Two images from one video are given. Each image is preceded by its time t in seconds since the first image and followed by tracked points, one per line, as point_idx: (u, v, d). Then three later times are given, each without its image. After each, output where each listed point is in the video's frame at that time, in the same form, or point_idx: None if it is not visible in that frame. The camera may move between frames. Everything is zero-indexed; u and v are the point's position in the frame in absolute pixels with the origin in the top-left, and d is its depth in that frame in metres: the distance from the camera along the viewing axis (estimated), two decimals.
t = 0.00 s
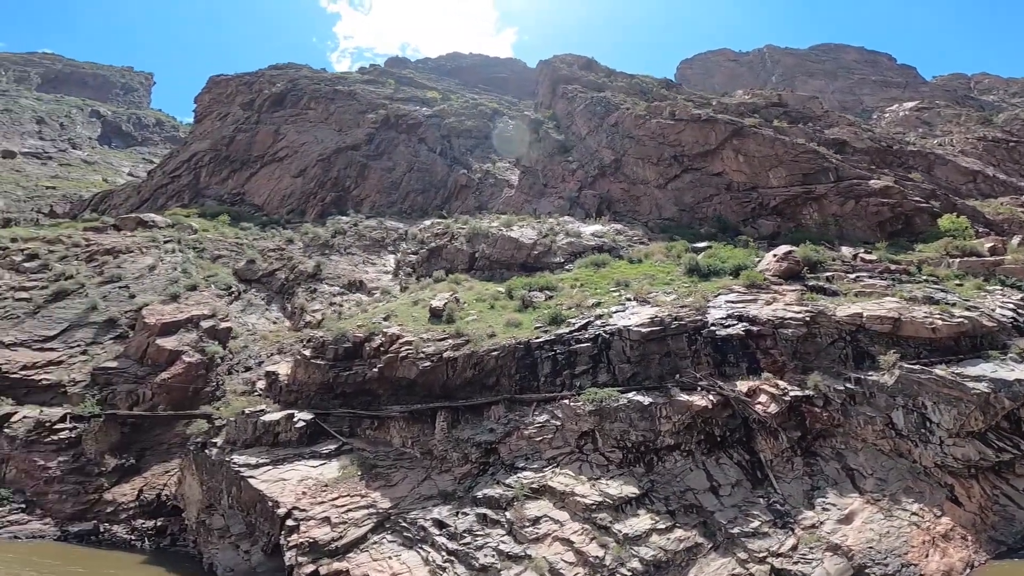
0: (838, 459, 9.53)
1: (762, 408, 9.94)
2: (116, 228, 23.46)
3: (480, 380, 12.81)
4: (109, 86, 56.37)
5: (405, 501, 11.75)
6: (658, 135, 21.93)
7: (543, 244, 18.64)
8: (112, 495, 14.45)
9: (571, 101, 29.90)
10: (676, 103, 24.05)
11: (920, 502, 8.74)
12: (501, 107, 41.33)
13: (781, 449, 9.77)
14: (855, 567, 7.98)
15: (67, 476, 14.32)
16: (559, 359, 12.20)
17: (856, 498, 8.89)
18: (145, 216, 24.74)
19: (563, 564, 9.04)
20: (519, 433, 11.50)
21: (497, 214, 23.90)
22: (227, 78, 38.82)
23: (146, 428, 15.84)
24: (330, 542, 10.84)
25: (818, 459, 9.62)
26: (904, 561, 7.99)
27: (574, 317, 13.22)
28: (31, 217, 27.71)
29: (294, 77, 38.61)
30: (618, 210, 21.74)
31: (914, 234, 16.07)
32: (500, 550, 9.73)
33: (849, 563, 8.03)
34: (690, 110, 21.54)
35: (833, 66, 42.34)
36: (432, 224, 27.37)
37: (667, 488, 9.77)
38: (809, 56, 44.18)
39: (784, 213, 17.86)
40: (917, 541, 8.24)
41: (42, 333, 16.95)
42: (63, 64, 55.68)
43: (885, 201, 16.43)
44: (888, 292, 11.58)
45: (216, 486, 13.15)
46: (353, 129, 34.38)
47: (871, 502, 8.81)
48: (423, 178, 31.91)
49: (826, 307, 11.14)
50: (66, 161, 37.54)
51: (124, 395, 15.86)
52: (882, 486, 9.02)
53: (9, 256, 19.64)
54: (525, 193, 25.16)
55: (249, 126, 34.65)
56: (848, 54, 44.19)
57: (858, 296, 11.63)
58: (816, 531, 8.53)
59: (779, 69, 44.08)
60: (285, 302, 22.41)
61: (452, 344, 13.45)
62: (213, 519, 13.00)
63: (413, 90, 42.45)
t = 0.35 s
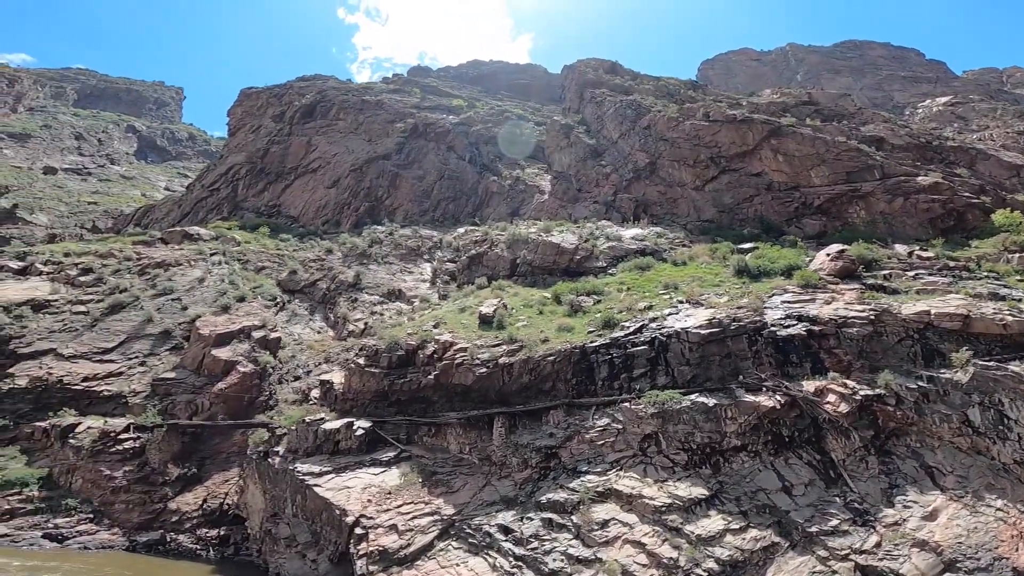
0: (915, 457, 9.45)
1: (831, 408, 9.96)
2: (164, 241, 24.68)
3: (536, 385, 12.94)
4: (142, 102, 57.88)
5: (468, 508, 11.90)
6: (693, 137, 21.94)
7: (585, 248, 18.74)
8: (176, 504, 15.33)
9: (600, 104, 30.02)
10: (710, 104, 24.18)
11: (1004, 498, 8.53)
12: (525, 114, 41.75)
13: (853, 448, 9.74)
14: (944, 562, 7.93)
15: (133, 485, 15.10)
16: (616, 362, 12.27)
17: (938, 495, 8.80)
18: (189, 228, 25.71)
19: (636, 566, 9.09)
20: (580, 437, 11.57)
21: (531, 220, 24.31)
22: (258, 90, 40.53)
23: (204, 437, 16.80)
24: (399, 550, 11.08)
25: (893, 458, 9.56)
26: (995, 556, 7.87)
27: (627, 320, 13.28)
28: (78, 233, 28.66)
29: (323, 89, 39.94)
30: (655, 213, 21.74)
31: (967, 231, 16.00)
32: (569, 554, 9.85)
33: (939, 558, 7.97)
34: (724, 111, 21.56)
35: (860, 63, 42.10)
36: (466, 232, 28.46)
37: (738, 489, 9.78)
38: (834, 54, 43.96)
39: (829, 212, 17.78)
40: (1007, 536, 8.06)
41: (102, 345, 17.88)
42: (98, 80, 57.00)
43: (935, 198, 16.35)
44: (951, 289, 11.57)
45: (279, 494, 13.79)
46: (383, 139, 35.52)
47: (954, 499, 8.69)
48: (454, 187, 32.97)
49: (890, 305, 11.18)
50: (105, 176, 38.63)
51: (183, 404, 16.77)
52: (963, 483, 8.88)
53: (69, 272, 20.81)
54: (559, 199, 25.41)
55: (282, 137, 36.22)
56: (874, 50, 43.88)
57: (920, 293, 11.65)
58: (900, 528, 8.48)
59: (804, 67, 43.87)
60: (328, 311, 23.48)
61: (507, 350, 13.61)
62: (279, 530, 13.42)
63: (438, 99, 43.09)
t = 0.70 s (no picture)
0: (987, 453, 9.48)
1: (899, 404, 9.92)
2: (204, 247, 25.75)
3: (589, 384, 12.99)
4: (171, 108, 58.90)
5: (525, 508, 11.95)
6: (728, 135, 21.89)
7: (624, 248, 18.84)
8: (230, 507, 15.84)
9: (629, 104, 30.04)
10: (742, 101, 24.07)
11: None
12: (550, 116, 42.07)
13: (924, 445, 9.71)
14: None
15: (189, 489, 15.72)
16: (671, 361, 12.27)
17: (1015, 491, 8.85)
18: (228, 233, 26.72)
19: (706, 563, 9.08)
20: (637, 436, 11.57)
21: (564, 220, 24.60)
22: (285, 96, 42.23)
23: (254, 440, 17.38)
24: (461, 551, 11.20)
25: (965, 454, 9.56)
26: None
27: (678, 319, 13.28)
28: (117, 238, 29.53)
29: (349, 92, 40.95)
30: (692, 212, 21.70)
31: (1018, 226, 15.87)
32: (634, 553, 9.84)
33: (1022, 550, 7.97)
34: (760, 109, 21.55)
35: (888, 59, 41.81)
36: (497, 233, 28.91)
37: (806, 486, 9.75)
38: (861, 49, 43.59)
39: (874, 208, 17.73)
40: None
41: (152, 349, 18.73)
42: (129, 87, 58.24)
43: (985, 193, 16.26)
44: (1012, 284, 11.55)
45: (335, 496, 14.33)
46: (410, 141, 36.55)
47: None
48: (483, 189, 33.67)
49: (952, 301, 11.22)
50: (139, 183, 39.56)
51: (233, 408, 17.49)
52: None
53: (116, 278, 21.72)
54: (592, 199, 25.49)
55: (311, 142, 37.65)
56: (901, 45, 43.52)
57: (979, 289, 11.69)
58: (979, 523, 8.49)
59: (830, 63, 43.53)
60: (365, 314, 24.32)
61: (558, 350, 13.68)
62: (336, 532, 13.92)
63: (462, 102, 43.64)
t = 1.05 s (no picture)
0: None
1: (968, 404, 9.90)
2: (241, 249, 26.97)
3: (641, 385, 12.95)
4: (199, 114, 60.07)
5: (580, 509, 11.91)
6: (765, 134, 21.83)
7: (664, 249, 18.83)
8: (277, 509, 16.57)
9: (659, 104, 29.99)
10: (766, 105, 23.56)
11: None
12: (574, 118, 42.37)
13: (995, 444, 9.61)
14: None
15: (238, 490, 16.41)
16: (725, 361, 12.19)
17: None
18: (264, 236, 28.00)
19: (777, 562, 9.04)
20: (694, 436, 11.51)
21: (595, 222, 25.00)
22: (312, 101, 44.30)
23: (298, 442, 18.25)
24: (520, 553, 11.21)
25: None
26: None
27: (729, 319, 13.19)
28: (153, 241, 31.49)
29: (375, 97, 42.94)
30: (728, 212, 21.67)
31: None
32: (697, 553, 9.79)
33: None
34: (797, 108, 21.43)
35: (917, 57, 41.57)
36: (527, 235, 29.62)
37: (875, 485, 9.70)
38: (889, 47, 43.28)
39: (920, 208, 17.69)
40: None
41: (198, 349, 19.82)
42: (158, 92, 59.38)
43: None
44: None
45: (386, 498, 14.53)
46: (437, 144, 38.06)
47: None
48: (511, 191, 34.62)
49: (1015, 300, 11.12)
50: (171, 188, 41.74)
51: (278, 409, 18.32)
52: None
53: (160, 280, 22.73)
54: (624, 200, 25.56)
55: (340, 145, 39.35)
56: (931, 43, 43.17)
57: None
58: None
59: (856, 62, 43.14)
60: (400, 315, 25.11)
61: (608, 350, 13.67)
62: (388, 535, 14.08)
63: (486, 105, 44.44)
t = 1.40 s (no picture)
0: None
1: None
2: (288, 239, 27.94)
3: (704, 376, 12.78)
4: (238, 107, 61.22)
5: (644, 501, 11.76)
6: (818, 124, 21.77)
7: (716, 239, 18.66)
8: (330, 498, 17.16)
9: (702, 95, 29.68)
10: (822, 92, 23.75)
11: None
12: (610, 108, 42.04)
13: None
14: None
15: (293, 479, 17.09)
16: (793, 353, 12.00)
17: None
18: (309, 226, 29.03)
19: (858, 554, 8.86)
20: (763, 428, 11.33)
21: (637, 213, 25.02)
22: (348, 93, 45.29)
23: (349, 431, 18.82)
24: (584, 544, 11.10)
25: None
26: None
27: (795, 309, 12.98)
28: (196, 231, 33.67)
29: (410, 88, 43.64)
30: (779, 203, 21.78)
31: None
32: (769, 545, 9.64)
33: None
34: (852, 98, 21.38)
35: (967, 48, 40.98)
36: (568, 224, 29.62)
37: (959, 478, 9.55)
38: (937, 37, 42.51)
39: (986, 199, 17.81)
40: None
41: (252, 338, 20.62)
42: (199, 86, 60.67)
43: None
44: None
45: (442, 488, 14.57)
46: (473, 135, 38.43)
47: None
48: (549, 181, 34.66)
49: None
50: (213, 179, 44.23)
51: (330, 397, 18.95)
52: None
53: (214, 269, 23.69)
54: (668, 190, 25.44)
55: (377, 136, 40.16)
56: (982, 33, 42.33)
57: None
58: None
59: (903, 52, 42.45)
60: (443, 304, 25.65)
61: (668, 340, 13.52)
62: (446, 525, 14.05)
63: (522, 95, 44.44)
